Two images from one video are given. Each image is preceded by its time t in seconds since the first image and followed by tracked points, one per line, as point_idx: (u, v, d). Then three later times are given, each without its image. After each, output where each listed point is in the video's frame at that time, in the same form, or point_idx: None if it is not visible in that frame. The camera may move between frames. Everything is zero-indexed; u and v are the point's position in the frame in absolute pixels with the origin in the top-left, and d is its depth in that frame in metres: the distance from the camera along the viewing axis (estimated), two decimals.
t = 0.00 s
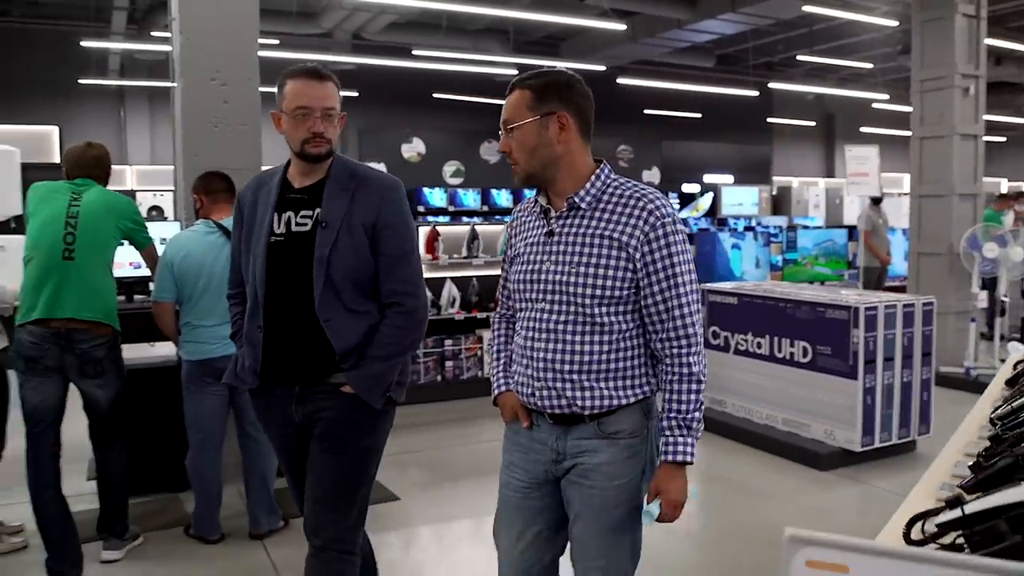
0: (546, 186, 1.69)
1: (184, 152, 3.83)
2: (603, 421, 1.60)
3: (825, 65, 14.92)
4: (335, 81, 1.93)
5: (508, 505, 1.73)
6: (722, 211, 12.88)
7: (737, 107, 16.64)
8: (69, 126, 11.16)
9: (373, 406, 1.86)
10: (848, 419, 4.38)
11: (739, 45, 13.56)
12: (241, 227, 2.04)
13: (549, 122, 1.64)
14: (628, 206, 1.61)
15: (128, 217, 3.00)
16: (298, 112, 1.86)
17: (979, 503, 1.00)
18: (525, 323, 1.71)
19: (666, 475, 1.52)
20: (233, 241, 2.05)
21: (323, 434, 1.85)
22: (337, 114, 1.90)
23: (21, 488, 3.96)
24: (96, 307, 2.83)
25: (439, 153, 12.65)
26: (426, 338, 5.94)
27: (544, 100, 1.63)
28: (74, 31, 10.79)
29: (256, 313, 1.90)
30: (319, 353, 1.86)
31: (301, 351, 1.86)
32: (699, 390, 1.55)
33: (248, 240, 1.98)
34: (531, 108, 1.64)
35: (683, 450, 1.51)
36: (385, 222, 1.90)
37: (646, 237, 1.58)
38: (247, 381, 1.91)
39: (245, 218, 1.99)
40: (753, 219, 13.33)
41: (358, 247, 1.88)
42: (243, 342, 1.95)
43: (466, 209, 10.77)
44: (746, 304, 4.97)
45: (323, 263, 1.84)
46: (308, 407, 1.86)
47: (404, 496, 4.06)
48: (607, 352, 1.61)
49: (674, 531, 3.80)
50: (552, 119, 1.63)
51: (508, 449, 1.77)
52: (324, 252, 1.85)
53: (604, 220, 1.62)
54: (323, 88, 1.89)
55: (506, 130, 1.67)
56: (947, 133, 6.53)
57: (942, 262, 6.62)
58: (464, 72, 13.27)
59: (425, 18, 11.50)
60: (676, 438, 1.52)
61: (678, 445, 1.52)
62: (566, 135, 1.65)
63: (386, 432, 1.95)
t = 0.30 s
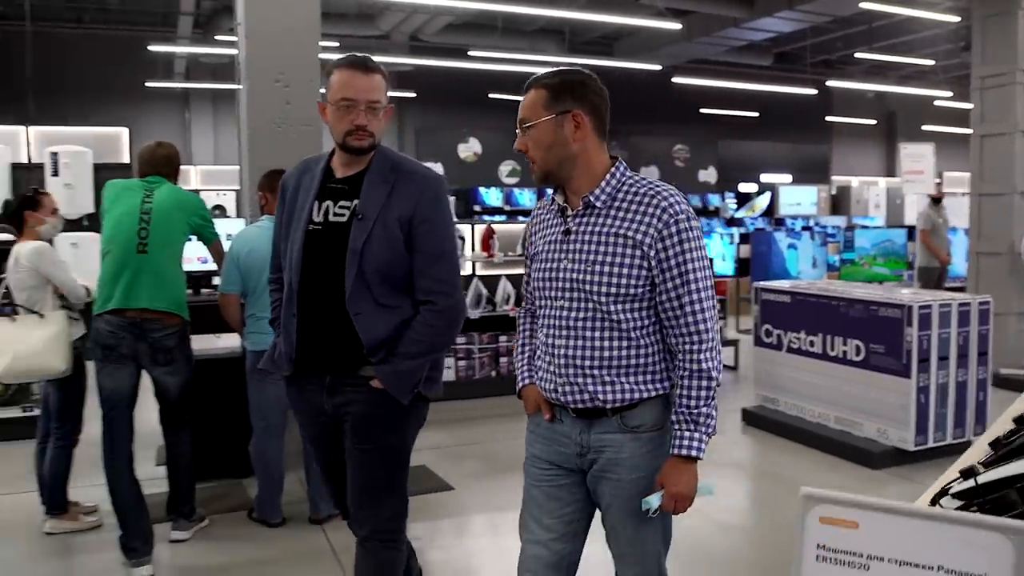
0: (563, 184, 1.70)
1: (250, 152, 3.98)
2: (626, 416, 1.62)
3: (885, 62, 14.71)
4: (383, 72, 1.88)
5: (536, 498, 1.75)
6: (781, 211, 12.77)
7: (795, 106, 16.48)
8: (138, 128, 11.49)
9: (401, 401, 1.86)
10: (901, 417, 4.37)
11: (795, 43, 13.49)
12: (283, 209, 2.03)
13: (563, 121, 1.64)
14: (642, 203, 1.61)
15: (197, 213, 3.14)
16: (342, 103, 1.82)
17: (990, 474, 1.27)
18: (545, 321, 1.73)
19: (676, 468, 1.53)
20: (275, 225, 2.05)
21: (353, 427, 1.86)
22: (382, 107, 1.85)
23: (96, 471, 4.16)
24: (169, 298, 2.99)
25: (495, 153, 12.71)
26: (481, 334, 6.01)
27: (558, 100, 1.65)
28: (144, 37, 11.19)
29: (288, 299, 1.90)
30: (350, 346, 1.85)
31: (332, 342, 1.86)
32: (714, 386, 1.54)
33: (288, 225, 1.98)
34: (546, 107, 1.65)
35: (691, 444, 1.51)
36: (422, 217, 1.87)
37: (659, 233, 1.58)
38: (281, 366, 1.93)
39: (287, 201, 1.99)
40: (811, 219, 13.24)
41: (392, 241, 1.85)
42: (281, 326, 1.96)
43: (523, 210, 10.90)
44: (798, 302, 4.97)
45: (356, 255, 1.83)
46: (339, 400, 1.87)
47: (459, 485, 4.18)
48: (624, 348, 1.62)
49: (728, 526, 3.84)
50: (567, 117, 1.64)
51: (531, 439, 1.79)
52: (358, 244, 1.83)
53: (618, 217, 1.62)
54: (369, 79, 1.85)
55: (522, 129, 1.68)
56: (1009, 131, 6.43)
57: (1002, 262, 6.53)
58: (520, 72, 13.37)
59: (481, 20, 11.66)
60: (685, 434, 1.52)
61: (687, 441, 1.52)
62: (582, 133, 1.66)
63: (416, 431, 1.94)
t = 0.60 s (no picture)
0: (566, 182, 1.73)
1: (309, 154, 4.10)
2: (623, 413, 1.64)
3: (944, 59, 14.44)
4: (432, 75, 1.92)
5: (540, 496, 1.80)
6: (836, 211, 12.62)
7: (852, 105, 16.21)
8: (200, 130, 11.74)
9: (444, 402, 1.92)
10: (952, 419, 4.34)
11: (851, 41, 13.33)
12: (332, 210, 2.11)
13: (569, 119, 1.68)
14: (639, 201, 1.64)
15: (259, 213, 3.27)
16: (390, 107, 1.87)
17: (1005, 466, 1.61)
18: (544, 317, 1.76)
19: (664, 464, 1.53)
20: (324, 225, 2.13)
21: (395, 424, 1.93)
22: (429, 111, 1.90)
23: (162, 459, 4.33)
24: (238, 295, 3.14)
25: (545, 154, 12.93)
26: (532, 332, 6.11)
27: (565, 99, 1.68)
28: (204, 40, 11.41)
29: (335, 296, 1.97)
30: (396, 345, 1.92)
31: (377, 341, 1.92)
32: (706, 382, 1.55)
33: (337, 224, 2.05)
34: (553, 106, 1.68)
35: (679, 439, 1.52)
36: (467, 219, 1.93)
37: (655, 230, 1.60)
38: (324, 361, 1.99)
39: (335, 202, 2.07)
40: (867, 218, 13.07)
41: (439, 243, 1.91)
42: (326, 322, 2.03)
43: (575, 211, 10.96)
44: (850, 303, 4.96)
45: (402, 256, 1.89)
46: (379, 398, 1.92)
47: (508, 479, 4.27)
48: (619, 344, 1.64)
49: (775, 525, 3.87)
50: (572, 117, 1.68)
51: (532, 436, 1.84)
52: (405, 246, 1.89)
53: (615, 215, 1.65)
54: (417, 82, 1.88)
55: (528, 127, 1.71)
56: None
57: None
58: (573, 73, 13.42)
59: (534, 21, 11.74)
60: (677, 430, 1.53)
61: (678, 437, 1.52)
62: (586, 132, 1.69)
63: (460, 430, 2.01)
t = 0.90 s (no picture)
0: (555, 182, 1.82)
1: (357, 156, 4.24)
2: (616, 401, 1.72)
3: (993, 58, 14.26)
4: (449, 98, 1.91)
5: (548, 487, 1.88)
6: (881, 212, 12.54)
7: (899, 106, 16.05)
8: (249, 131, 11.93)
9: (487, 395, 1.99)
10: (992, 424, 4.34)
11: (896, 40, 13.23)
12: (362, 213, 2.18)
13: (556, 124, 1.77)
14: (621, 196, 1.72)
15: (310, 214, 3.40)
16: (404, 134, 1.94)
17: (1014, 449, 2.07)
18: (536, 312, 1.84)
19: (639, 443, 1.60)
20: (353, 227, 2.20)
21: (437, 420, 1.99)
22: (447, 141, 1.95)
23: (215, 451, 4.51)
24: (291, 292, 3.28)
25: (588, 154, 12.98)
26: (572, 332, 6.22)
27: (552, 105, 1.77)
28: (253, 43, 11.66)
29: (374, 295, 2.04)
30: (439, 341, 1.98)
31: (417, 337, 1.98)
32: (684, 365, 1.62)
33: (371, 224, 2.11)
34: (541, 111, 1.77)
35: (657, 420, 1.59)
36: (500, 215, 2.02)
37: (636, 222, 1.68)
38: (361, 359, 2.04)
39: (368, 204, 2.13)
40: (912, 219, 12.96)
41: (475, 239, 2.00)
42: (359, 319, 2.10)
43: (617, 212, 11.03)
44: (890, 304, 4.99)
45: (442, 254, 1.97)
46: (421, 396, 1.98)
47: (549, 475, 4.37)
48: (605, 334, 1.71)
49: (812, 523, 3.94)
50: (560, 122, 1.77)
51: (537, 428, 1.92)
52: (444, 243, 1.98)
53: (600, 209, 1.73)
54: (432, 117, 1.90)
55: (518, 133, 1.81)
56: None
57: None
58: (615, 73, 13.48)
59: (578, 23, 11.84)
60: (654, 411, 1.60)
61: (655, 418, 1.59)
62: (573, 136, 1.79)
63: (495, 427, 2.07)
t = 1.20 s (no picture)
0: (565, 188, 1.91)
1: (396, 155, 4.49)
2: (634, 393, 1.81)
3: None
4: (434, 125, 1.94)
5: (576, 479, 1.97)
6: (916, 212, 12.47)
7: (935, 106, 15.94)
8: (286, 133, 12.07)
9: (509, 388, 2.07)
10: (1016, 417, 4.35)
11: (931, 40, 13.15)
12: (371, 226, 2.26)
13: (561, 132, 1.87)
14: (627, 197, 1.81)
15: (353, 214, 3.54)
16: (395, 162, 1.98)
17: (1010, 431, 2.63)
18: (557, 312, 1.94)
19: (660, 430, 1.69)
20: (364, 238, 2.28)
21: (460, 415, 2.07)
22: (439, 167, 1.99)
23: (258, 444, 4.66)
24: (333, 290, 3.42)
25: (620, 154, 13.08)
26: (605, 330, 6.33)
27: (557, 115, 1.86)
28: (289, 46, 11.85)
29: (393, 307, 2.10)
30: (464, 343, 2.06)
31: (438, 339, 2.06)
32: (697, 352, 1.70)
33: (379, 239, 2.17)
34: (546, 121, 1.87)
35: (674, 408, 1.67)
36: (511, 218, 2.09)
37: (642, 221, 1.78)
38: (381, 361, 2.10)
39: (376, 217, 2.19)
40: (949, 220, 12.87)
41: (490, 245, 2.06)
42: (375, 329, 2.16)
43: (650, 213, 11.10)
44: (919, 304, 5.03)
45: (459, 264, 2.04)
46: (442, 392, 2.05)
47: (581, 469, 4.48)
48: (622, 329, 1.80)
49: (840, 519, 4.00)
50: (565, 130, 1.87)
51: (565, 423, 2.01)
52: (460, 254, 2.05)
53: (607, 211, 1.83)
54: (422, 147, 1.94)
55: (527, 142, 1.90)
56: None
57: None
58: (647, 74, 13.53)
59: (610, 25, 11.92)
60: (673, 399, 1.68)
61: (673, 405, 1.67)
62: (579, 142, 1.89)
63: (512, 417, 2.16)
